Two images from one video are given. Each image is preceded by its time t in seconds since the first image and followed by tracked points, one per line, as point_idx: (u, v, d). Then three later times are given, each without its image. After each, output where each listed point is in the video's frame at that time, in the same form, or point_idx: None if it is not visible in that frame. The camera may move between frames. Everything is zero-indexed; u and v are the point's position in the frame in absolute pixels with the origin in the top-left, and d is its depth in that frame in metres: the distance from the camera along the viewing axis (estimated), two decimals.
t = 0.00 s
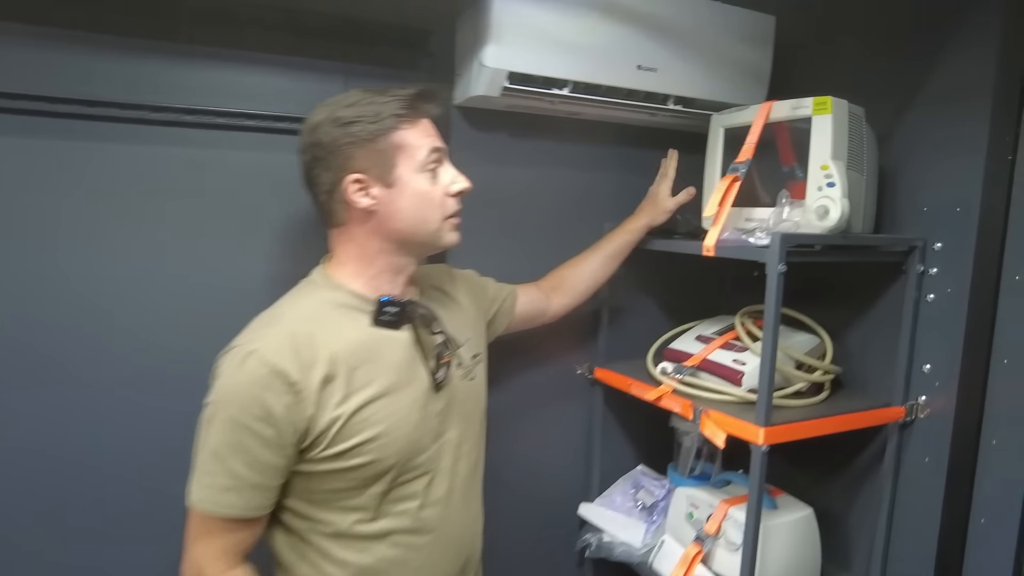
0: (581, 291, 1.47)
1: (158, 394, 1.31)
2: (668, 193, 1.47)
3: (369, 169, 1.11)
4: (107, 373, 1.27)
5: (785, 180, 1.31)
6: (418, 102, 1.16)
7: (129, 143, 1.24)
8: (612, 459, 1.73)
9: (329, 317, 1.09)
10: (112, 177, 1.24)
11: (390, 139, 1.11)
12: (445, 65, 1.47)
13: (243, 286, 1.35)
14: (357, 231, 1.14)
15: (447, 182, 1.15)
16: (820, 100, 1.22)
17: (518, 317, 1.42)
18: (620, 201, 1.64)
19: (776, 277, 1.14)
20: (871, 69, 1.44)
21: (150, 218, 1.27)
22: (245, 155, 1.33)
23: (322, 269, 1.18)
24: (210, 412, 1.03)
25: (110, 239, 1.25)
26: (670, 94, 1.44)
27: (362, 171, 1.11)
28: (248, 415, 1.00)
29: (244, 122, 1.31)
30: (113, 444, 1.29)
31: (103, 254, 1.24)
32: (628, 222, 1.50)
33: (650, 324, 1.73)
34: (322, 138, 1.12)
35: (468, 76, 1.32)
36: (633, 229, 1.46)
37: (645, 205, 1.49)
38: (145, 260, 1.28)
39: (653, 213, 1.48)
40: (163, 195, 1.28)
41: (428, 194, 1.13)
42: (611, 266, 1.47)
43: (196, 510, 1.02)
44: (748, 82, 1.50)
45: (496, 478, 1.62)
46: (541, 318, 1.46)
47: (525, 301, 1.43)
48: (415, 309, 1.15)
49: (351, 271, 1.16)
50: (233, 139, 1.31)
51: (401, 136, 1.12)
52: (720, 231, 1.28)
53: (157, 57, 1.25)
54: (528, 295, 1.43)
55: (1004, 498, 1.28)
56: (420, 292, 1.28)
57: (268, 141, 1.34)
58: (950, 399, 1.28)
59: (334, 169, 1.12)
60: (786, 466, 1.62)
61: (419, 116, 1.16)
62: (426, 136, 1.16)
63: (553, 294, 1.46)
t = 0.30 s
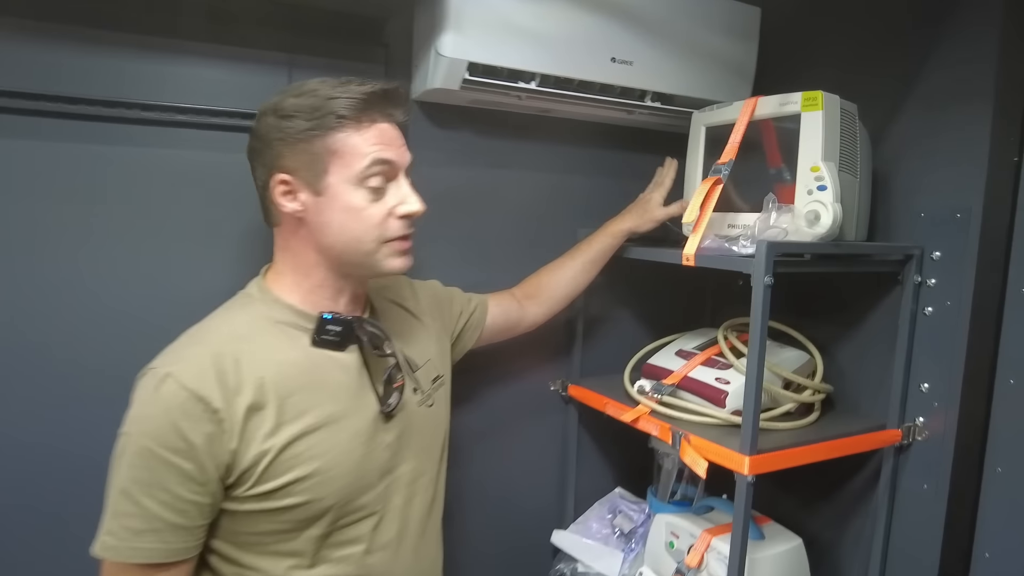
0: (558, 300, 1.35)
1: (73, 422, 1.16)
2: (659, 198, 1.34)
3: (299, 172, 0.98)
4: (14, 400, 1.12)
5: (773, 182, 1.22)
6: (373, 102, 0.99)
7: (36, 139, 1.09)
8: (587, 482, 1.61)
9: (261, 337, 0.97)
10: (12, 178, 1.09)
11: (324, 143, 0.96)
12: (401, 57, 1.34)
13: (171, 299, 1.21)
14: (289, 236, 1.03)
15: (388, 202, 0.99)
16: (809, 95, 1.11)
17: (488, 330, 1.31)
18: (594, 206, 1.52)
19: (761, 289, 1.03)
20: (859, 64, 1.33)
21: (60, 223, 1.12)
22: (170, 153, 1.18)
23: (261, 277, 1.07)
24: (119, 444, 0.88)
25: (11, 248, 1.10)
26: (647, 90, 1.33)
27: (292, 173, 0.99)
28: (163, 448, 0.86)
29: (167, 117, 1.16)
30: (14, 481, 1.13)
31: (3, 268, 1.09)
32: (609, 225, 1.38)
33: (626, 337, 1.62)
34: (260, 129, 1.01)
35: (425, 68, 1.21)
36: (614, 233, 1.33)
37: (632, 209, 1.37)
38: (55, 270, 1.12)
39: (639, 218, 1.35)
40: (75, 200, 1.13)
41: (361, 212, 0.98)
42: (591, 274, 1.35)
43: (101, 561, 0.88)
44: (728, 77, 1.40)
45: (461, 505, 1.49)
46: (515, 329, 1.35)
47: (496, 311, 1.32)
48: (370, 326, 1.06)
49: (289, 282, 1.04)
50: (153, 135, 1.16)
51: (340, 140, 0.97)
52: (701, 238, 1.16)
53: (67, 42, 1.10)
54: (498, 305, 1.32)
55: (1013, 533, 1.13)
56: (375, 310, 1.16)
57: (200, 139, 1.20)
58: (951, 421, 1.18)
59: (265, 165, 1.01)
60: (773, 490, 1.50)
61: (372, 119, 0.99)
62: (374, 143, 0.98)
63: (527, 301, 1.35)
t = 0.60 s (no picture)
0: (558, 316, 1.28)
1: None
2: (667, 211, 1.22)
3: (273, 161, 0.89)
4: None
5: (779, 179, 1.12)
6: (359, 92, 0.87)
7: None
8: (580, 497, 1.52)
9: (235, 340, 0.87)
10: None
11: (296, 132, 0.86)
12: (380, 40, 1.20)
13: (124, 311, 1.06)
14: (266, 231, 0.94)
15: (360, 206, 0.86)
16: (823, 83, 1.02)
17: (485, 347, 1.23)
18: (586, 204, 1.43)
19: (774, 294, 0.94)
20: (868, 53, 1.24)
21: None
22: (119, 143, 1.02)
23: (241, 275, 0.97)
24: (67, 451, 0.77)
25: None
26: (645, 79, 1.24)
27: (268, 162, 0.89)
28: (118, 458, 0.76)
29: (114, 103, 1.01)
30: None
31: None
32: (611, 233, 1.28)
33: (620, 343, 1.53)
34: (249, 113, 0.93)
35: (407, 53, 1.10)
36: (615, 244, 1.24)
37: (638, 218, 1.25)
38: None
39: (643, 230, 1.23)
40: None
41: (327, 213, 0.85)
42: (590, 289, 1.27)
43: None
44: (729, 65, 1.30)
45: (448, 526, 1.39)
46: (511, 346, 1.27)
47: (494, 327, 1.24)
48: (357, 336, 0.94)
49: (269, 282, 0.94)
50: (98, 125, 1.01)
51: (314, 131, 0.86)
52: (706, 238, 1.07)
53: None
54: (496, 319, 1.25)
55: None
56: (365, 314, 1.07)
57: (152, 127, 1.04)
58: (973, 436, 1.10)
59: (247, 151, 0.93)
60: (777, 506, 1.41)
61: (355, 111, 0.87)
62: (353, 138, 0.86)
63: (525, 317, 1.27)
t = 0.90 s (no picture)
0: (565, 321, 1.21)
1: None
2: (686, 212, 1.15)
3: (307, 157, 0.81)
4: None
5: (806, 180, 1.07)
6: (398, 82, 0.85)
7: None
8: (588, 512, 1.46)
9: (224, 356, 0.79)
10: None
11: (345, 124, 0.80)
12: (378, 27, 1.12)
13: (102, 321, 0.96)
14: (278, 237, 0.84)
15: (412, 199, 0.85)
16: (854, 78, 0.96)
17: (489, 353, 1.16)
18: (595, 205, 1.37)
19: (808, 303, 0.88)
20: (892, 48, 1.19)
21: None
22: (97, 136, 0.93)
23: (229, 282, 0.89)
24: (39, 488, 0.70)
25: None
26: (660, 73, 1.17)
27: (298, 159, 0.80)
28: (95, 495, 0.68)
29: (92, 92, 0.91)
30: None
31: None
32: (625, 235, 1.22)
33: (629, 350, 1.46)
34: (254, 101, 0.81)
35: (411, 41, 1.03)
36: (629, 246, 1.17)
37: (654, 219, 1.19)
38: None
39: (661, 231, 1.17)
40: None
41: (383, 209, 0.82)
42: (604, 293, 1.20)
43: None
44: (746, 59, 1.24)
45: (450, 545, 1.31)
46: (516, 353, 1.20)
47: (498, 332, 1.17)
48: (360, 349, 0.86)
49: (264, 289, 0.85)
50: (73, 116, 0.91)
51: (363, 123, 0.81)
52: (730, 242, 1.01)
53: None
54: (500, 324, 1.17)
55: None
56: (365, 325, 1.00)
57: (130, 118, 0.95)
58: (1007, 450, 1.05)
59: (259, 148, 0.81)
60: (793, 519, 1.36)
61: (398, 102, 0.85)
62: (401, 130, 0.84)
63: (531, 321, 1.20)
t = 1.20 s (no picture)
0: (571, 321, 1.15)
1: None
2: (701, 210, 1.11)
3: (306, 134, 0.75)
4: None
5: (823, 176, 1.02)
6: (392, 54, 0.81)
7: None
8: (591, 518, 1.41)
9: (212, 360, 0.72)
10: None
11: (346, 97, 0.75)
12: (380, 11, 1.06)
13: (82, 322, 0.89)
14: (275, 226, 0.77)
15: (417, 174, 0.81)
16: (882, 68, 0.93)
17: (493, 354, 1.10)
18: (601, 202, 1.32)
19: (836, 301, 0.83)
20: (909, 42, 1.16)
21: None
22: (77, 122, 0.86)
23: (216, 279, 0.82)
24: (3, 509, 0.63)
25: None
26: (673, 63, 1.12)
27: (296, 136, 0.74)
28: (68, 516, 0.62)
29: (74, 73, 0.84)
30: None
31: None
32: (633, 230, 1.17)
33: (634, 351, 1.42)
34: (241, 77, 0.74)
35: (416, 25, 0.98)
36: (641, 243, 1.12)
37: (668, 215, 1.14)
38: None
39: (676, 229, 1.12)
40: None
41: (390, 186, 0.78)
42: (611, 291, 1.15)
43: None
44: (760, 51, 1.21)
45: (451, 556, 1.26)
46: (520, 354, 1.14)
47: (503, 333, 1.11)
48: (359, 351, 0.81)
49: (256, 286, 0.79)
50: (51, 99, 0.84)
51: (363, 95, 0.77)
52: (750, 239, 0.97)
53: None
54: (507, 325, 1.11)
55: None
56: (362, 325, 0.93)
57: (113, 102, 0.87)
58: None
59: (251, 128, 0.75)
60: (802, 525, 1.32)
61: (394, 74, 0.81)
62: (399, 101, 0.80)
63: (538, 321, 1.14)
